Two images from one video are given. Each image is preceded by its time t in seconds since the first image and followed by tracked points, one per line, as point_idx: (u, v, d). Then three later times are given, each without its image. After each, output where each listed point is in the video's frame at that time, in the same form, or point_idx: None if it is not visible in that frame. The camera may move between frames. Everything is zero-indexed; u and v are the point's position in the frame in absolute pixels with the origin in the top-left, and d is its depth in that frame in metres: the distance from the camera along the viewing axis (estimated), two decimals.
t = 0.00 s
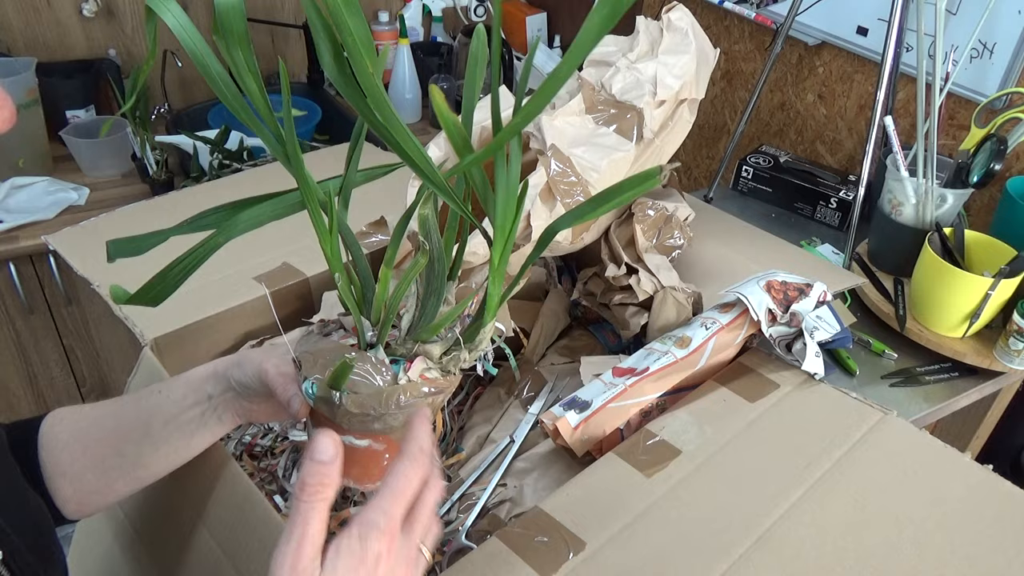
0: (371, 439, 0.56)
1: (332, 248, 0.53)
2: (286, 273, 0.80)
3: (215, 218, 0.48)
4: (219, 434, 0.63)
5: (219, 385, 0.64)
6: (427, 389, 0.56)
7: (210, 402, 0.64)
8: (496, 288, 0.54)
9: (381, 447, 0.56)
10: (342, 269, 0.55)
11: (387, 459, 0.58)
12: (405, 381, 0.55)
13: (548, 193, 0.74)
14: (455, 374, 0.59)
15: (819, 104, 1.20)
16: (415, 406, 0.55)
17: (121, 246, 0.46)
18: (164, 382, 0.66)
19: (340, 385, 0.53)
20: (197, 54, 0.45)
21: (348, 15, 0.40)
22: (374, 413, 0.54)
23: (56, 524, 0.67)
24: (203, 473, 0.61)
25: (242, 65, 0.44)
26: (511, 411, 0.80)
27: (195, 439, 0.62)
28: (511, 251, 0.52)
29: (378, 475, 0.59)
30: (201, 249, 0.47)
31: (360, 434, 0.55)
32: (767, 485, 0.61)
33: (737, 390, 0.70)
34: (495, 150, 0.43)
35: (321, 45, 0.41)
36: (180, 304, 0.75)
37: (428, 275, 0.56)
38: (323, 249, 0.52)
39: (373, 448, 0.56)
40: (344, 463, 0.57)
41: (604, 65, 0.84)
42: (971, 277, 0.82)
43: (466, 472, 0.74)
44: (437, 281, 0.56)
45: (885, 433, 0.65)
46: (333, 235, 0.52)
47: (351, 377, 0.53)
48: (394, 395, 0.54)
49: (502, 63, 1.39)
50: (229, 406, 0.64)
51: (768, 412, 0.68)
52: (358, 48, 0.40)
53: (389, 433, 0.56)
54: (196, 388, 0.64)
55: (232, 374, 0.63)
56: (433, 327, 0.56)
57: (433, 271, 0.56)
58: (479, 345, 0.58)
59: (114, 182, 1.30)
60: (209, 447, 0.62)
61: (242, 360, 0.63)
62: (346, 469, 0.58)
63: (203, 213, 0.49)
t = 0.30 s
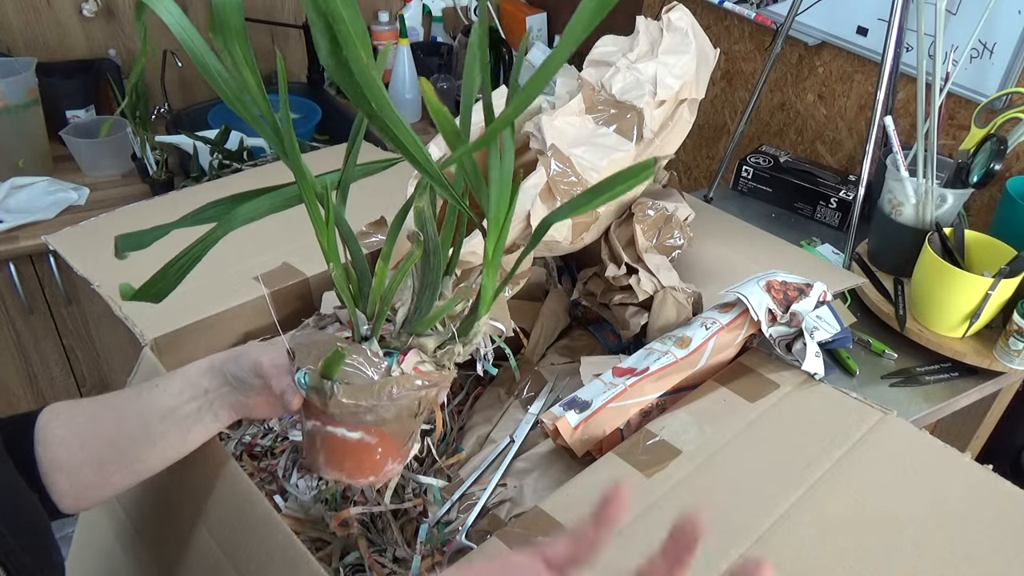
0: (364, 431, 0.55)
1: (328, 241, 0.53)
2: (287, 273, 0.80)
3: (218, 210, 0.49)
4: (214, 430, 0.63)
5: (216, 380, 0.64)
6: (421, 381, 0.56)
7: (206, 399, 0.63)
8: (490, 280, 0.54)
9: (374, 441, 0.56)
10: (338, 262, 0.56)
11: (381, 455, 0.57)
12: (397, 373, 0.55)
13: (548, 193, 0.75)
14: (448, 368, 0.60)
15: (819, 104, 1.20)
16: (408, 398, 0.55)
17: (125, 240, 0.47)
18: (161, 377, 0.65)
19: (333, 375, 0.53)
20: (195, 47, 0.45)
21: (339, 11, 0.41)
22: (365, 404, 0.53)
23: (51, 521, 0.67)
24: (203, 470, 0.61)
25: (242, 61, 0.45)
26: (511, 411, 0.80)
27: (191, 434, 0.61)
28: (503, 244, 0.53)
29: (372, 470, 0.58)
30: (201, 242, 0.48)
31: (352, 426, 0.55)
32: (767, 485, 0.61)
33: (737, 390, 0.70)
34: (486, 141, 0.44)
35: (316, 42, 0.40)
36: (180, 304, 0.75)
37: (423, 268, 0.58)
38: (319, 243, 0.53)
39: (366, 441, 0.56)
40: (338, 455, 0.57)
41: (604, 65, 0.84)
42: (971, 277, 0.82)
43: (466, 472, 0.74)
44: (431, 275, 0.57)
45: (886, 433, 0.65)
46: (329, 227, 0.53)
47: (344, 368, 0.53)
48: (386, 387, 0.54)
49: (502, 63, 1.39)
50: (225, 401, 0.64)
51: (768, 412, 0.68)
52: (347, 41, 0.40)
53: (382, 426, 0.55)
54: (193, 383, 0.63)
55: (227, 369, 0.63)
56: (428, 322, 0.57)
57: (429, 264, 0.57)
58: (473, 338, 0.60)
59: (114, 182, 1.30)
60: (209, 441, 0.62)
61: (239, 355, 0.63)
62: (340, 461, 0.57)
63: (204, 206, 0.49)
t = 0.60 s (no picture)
0: (359, 429, 0.55)
1: (326, 240, 0.53)
2: (287, 273, 0.80)
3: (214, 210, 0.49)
4: (211, 427, 0.63)
5: (211, 377, 0.64)
6: (417, 379, 0.56)
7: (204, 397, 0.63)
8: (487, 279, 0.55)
9: (369, 438, 0.56)
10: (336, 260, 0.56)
11: (377, 453, 0.57)
12: (393, 370, 0.55)
13: (548, 193, 0.75)
14: (444, 367, 0.60)
15: (819, 104, 1.20)
16: (404, 396, 0.54)
17: (125, 237, 0.47)
18: (158, 375, 0.65)
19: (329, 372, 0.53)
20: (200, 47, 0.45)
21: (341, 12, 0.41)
22: (360, 401, 0.53)
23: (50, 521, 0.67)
24: (201, 468, 0.61)
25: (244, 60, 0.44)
26: (511, 411, 0.80)
27: (185, 434, 0.61)
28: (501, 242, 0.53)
29: (368, 467, 0.59)
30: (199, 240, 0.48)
31: (348, 423, 0.55)
32: (767, 485, 0.61)
33: (737, 390, 0.70)
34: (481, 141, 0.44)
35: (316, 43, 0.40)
36: (179, 304, 0.75)
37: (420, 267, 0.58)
38: (317, 241, 0.53)
39: (361, 439, 0.56)
40: (335, 452, 0.57)
41: (604, 65, 0.84)
42: (971, 277, 0.82)
43: (466, 472, 0.74)
44: (428, 274, 0.57)
45: (886, 433, 0.65)
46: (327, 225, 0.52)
47: (339, 364, 0.54)
48: (381, 385, 0.54)
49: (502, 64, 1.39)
50: (221, 400, 0.64)
51: (768, 412, 0.68)
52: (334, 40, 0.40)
53: (378, 424, 0.55)
54: (189, 381, 0.63)
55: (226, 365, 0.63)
56: (424, 320, 0.57)
57: (426, 263, 0.57)
58: (469, 336, 0.60)
59: (114, 182, 1.30)
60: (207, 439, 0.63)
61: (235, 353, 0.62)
62: (336, 459, 0.58)
63: (205, 205, 0.49)
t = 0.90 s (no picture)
0: (356, 430, 0.55)
1: (322, 238, 0.53)
2: (287, 273, 0.80)
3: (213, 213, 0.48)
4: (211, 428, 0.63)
5: (211, 380, 0.64)
6: (413, 380, 0.56)
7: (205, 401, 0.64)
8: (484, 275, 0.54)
9: (365, 441, 0.56)
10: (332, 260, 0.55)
11: (374, 454, 0.57)
12: (389, 371, 0.55)
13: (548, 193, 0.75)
14: (441, 368, 0.60)
15: (819, 104, 1.20)
16: (400, 397, 0.55)
17: (122, 244, 0.46)
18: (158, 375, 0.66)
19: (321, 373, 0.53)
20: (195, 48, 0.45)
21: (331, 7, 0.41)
22: (355, 402, 0.53)
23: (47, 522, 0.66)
24: (201, 472, 0.61)
25: (237, 60, 0.44)
26: (511, 411, 0.80)
27: (185, 438, 0.62)
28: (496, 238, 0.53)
29: (366, 470, 0.59)
30: (198, 242, 0.47)
31: (343, 425, 0.55)
32: (767, 484, 0.61)
33: (737, 390, 0.70)
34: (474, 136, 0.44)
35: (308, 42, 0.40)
36: (179, 304, 0.75)
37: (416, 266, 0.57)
38: (313, 241, 0.53)
39: (358, 440, 0.56)
40: (331, 454, 0.57)
41: (604, 65, 0.84)
42: (971, 277, 0.82)
43: (465, 472, 0.74)
44: (425, 273, 0.57)
45: (886, 433, 0.65)
46: (323, 225, 0.52)
47: (334, 365, 0.53)
48: (377, 386, 0.54)
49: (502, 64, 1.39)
50: (220, 402, 0.64)
51: (768, 412, 0.68)
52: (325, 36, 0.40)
53: (375, 426, 0.55)
54: (187, 385, 0.64)
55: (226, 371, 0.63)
56: (421, 320, 0.57)
57: (422, 262, 0.57)
58: (466, 337, 0.61)
59: (114, 182, 1.30)
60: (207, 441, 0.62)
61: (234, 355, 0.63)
62: (333, 462, 0.58)
63: (204, 208, 0.49)
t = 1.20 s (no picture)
0: (369, 426, 0.55)
1: (333, 235, 0.53)
2: (287, 273, 0.80)
3: (216, 209, 0.48)
4: (212, 428, 0.63)
5: (217, 377, 0.63)
6: (428, 376, 0.55)
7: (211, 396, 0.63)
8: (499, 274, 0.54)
9: (378, 436, 0.56)
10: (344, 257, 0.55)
11: (385, 451, 0.57)
12: (404, 367, 0.54)
13: (548, 193, 0.74)
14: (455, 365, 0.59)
15: (819, 104, 1.20)
16: (414, 393, 0.55)
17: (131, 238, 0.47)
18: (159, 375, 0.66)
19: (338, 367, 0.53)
20: (208, 40, 0.45)
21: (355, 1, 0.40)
22: (371, 397, 0.53)
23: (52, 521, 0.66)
24: (203, 474, 0.61)
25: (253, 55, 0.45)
26: (511, 411, 0.80)
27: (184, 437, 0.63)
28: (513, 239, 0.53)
29: (377, 465, 0.58)
30: (206, 236, 0.48)
31: (356, 421, 0.55)
32: (767, 484, 0.61)
33: (737, 390, 0.70)
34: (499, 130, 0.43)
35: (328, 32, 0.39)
36: (179, 304, 0.75)
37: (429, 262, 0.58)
38: (325, 236, 0.53)
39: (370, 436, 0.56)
40: (342, 451, 0.57)
41: (604, 65, 0.84)
42: (971, 277, 0.82)
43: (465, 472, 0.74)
44: (438, 270, 0.57)
45: (886, 433, 0.65)
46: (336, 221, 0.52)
47: (350, 360, 0.53)
48: (392, 381, 0.54)
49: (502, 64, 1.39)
50: (226, 398, 0.63)
51: (768, 412, 0.68)
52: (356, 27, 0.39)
53: (388, 421, 0.55)
54: (194, 379, 0.63)
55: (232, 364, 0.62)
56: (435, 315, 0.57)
57: (436, 258, 0.57)
58: (480, 332, 0.59)
59: (114, 182, 1.30)
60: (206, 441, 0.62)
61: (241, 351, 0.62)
62: (343, 457, 0.57)
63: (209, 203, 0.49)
